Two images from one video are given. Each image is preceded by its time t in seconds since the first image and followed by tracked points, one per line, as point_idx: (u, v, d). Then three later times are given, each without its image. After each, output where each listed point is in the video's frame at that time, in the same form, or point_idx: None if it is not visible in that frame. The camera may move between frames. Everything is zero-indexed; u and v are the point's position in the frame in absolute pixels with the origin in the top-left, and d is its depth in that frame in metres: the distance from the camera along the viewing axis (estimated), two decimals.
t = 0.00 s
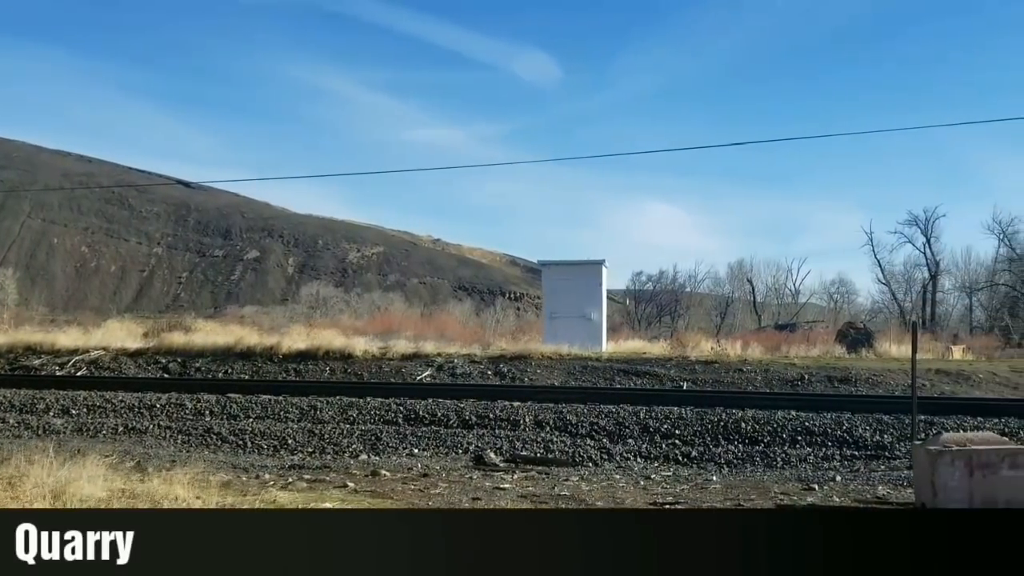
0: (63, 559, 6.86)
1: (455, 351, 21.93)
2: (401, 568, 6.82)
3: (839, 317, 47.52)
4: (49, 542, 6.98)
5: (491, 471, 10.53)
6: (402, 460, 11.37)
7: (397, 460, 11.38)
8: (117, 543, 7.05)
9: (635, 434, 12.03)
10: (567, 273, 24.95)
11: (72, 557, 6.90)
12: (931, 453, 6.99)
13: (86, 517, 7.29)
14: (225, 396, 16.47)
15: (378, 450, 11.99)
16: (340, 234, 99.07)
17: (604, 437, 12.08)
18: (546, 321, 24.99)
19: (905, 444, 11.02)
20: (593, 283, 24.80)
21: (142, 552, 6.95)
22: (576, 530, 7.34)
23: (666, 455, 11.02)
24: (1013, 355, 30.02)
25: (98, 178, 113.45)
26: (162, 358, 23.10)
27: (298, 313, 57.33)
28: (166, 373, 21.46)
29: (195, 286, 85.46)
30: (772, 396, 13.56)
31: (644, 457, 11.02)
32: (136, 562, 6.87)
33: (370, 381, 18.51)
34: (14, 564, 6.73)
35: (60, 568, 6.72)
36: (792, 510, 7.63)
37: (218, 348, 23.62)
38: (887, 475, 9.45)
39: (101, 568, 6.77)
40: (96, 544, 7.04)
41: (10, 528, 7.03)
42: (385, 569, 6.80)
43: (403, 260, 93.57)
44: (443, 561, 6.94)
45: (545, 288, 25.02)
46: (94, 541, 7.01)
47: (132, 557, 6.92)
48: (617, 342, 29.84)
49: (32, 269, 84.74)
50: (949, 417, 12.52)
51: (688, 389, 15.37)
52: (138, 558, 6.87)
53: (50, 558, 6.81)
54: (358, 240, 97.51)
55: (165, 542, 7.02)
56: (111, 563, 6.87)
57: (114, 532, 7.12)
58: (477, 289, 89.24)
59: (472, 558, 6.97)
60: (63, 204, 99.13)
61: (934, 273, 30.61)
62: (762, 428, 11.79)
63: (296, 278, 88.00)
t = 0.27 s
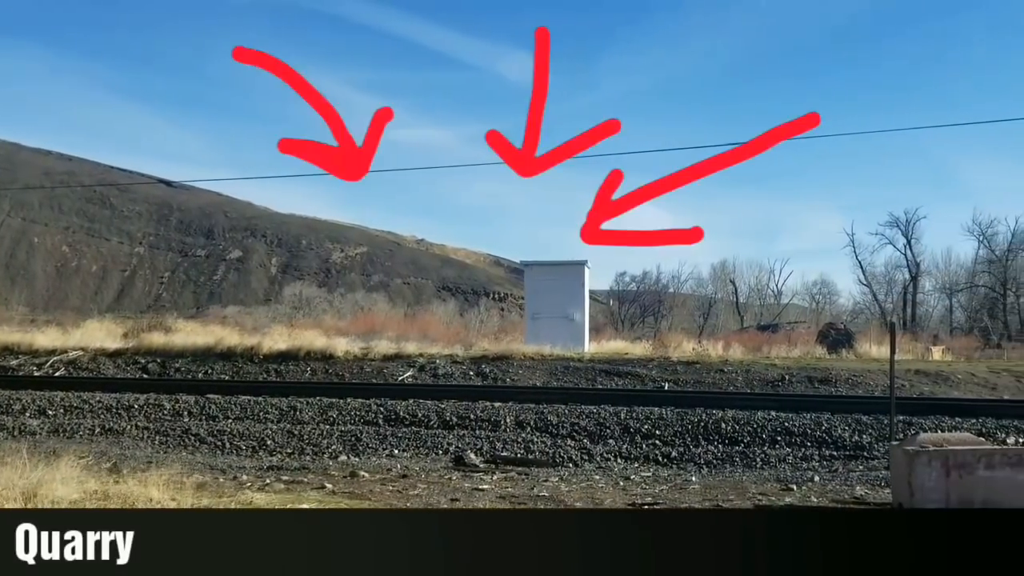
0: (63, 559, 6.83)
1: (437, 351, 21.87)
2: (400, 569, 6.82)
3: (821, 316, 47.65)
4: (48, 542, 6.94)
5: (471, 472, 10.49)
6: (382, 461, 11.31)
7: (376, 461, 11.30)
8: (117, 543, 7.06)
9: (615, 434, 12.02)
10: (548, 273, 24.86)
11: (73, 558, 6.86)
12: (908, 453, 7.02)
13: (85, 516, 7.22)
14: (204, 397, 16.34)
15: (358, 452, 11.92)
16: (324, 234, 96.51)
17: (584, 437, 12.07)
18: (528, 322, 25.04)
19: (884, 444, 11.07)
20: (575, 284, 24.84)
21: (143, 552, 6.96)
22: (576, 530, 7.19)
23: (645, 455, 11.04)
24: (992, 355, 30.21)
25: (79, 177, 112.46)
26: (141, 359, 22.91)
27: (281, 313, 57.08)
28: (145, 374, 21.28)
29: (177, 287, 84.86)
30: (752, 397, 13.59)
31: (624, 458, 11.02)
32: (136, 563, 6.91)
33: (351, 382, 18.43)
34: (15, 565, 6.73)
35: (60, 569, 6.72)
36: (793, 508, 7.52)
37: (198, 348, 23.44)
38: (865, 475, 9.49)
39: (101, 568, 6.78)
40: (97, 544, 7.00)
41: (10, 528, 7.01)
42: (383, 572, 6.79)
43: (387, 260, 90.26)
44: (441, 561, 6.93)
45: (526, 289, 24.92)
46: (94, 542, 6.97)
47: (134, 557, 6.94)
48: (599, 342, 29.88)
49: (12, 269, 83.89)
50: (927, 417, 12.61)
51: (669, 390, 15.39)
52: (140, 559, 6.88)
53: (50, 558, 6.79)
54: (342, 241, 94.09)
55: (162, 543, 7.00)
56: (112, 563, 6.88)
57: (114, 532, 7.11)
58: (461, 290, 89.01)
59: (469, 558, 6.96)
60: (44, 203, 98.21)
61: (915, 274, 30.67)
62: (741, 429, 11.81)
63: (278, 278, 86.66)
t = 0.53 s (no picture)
0: (63, 559, 6.82)
1: (427, 351, 21.84)
2: (401, 568, 6.79)
3: (812, 316, 47.71)
4: (48, 542, 6.92)
5: (461, 472, 10.46)
6: (372, 462, 11.27)
7: (365, 462, 11.25)
8: (117, 543, 7.01)
9: (605, 435, 12.01)
10: (539, 273, 24.86)
11: (73, 557, 6.85)
12: (897, 454, 7.03)
13: (85, 516, 7.19)
14: (193, 397, 16.26)
15: (347, 453, 11.87)
16: (315, 235, 95.59)
17: (574, 438, 12.05)
18: (519, 322, 25.02)
19: (873, 445, 11.09)
20: (565, 283, 24.79)
21: (142, 552, 6.93)
22: (576, 529, 7.19)
23: (634, 456, 11.03)
24: (981, 356, 30.38)
25: (70, 176, 111.96)
26: (130, 359, 22.83)
27: (272, 313, 57.03)
28: (134, 374, 21.20)
29: (167, 286, 84.53)
30: (742, 398, 13.60)
31: (613, 458, 11.01)
32: (136, 563, 6.87)
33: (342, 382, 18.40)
34: (15, 565, 6.70)
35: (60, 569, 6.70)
36: (791, 510, 7.48)
37: (187, 348, 23.35)
38: (853, 476, 9.51)
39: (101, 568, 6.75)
40: (96, 544, 6.97)
41: (9, 528, 6.96)
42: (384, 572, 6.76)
43: (379, 260, 89.25)
44: (441, 559, 6.91)
45: (517, 288, 24.93)
46: (94, 542, 6.95)
47: (134, 557, 6.91)
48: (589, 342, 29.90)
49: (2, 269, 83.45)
50: (915, 417, 12.66)
51: (660, 390, 15.40)
52: (139, 559, 6.85)
53: (50, 558, 6.77)
54: (335, 241, 92.46)
55: (161, 543, 6.98)
56: (112, 563, 6.85)
57: (114, 532, 7.07)
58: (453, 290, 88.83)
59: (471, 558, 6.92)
60: (34, 203, 97.72)
61: (905, 275, 30.69)
62: (731, 429, 11.82)
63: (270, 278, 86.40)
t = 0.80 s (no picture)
0: (63, 559, 6.82)
1: (420, 352, 21.79)
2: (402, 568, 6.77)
3: (806, 316, 47.77)
4: (48, 542, 6.92)
5: (452, 474, 10.43)
6: (364, 463, 11.26)
7: (357, 463, 11.22)
8: (116, 543, 7.01)
9: (597, 435, 12.00)
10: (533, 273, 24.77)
11: (73, 557, 6.85)
12: (887, 455, 7.02)
13: (86, 516, 7.20)
14: (183, 397, 16.20)
15: (339, 453, 11.84)
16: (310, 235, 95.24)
17: (566, 438, 12.03)
18: (512, 322, 25.14)
19: (864, 446, 11.10)
20: (559, 285, 24.78)
21: (141, 552, 6.93)
22: (576, 527, 7.24)
23: (627, 456, 11.02)
24: (973, 357, 30.53)
25: (64, 176, 111.66)
26: (122, 359, 22.78)
27: (265, 314, 57.21)
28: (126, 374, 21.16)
29: (161, 287, 84.31)
30: (734, 398, 13.59)
31: (606, 459, 11.02)
32: (136, 562, 6.85)
33: (335, 383, 18.36)
34: (14, 564, 6.70)
35: (59, 568, 6.69)
36: (786, 510, 7.47)
37: (180, 348, 23.27)
38: (844, 476, 9.51)
39: (100, 568, 6.73)
40: (96, 544, 6.97)
41: (9, 528, 6.97)
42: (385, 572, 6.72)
43: (372, 261, 88.79)
44: (441, 558, 6.91)
45: (511, 290, 24.91)
46: (94, 542, 6.94)
47: (133, 556, 6.91)
48: (583, 342, 29.95)
49: None
50: (907, 417, 12.69)
51: (653, 390, 15.44)
52: (138, 558, 6.85)
53: (50, 558, 6.77)
54: (329, 241, 92.32)
55: (160, 542, 6.96)
56: (111, 563, 6.83)
57: (114, 532, 7.07)
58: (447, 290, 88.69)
59: (471, 557, 6.91)
60: (27, 203, 97.43)
61: (898, 275, 30.72)
62: (723, 430, 11.81)
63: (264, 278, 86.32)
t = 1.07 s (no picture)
0: (63, 559, 6.75)
1: (413, 353, 21.71)
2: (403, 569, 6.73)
3: (800, 315, 47.81)
4: (48, 542, 6.86)
5: (442, 475, 10.39)
6: (355, 463, 11.22)
7: (346, 464, 11.18)
8: (117, 543, 6.97)
9: (589, 435, 11.98)
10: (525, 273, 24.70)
11: (73, 557, 6.78)
12: (877, 455, 6.98)
13: (86, 516, 7.16)
14: (174, 398, 16.11)
15: (329, 454, 11.80)
16: (304, 235, 95.07)
17: (557, 439, 12.00)
18: (506, 323, 25.11)
19: (855, 446, 11.09)
20: (551, 284, 24.73)
21: (142, 552, 6.89)
22: (575, 529, 7.17)
23: (618, 457, 10.99)
24: (966, 357, 30.64)
25: (57, 176, 111.30)
26: (113, 359, 22.69)
27: (259, 314, 57.38)
28: (117, 375, 21.08)
29: (155, 287, 84.07)
30: (725, 398, 13.58)
31: (597, 460, 10.99)
32: (136, 562, 6.80)
33: (327, 384, 18.29)
34: (14, 564, 6.64)
35: (60, 568, 6.62)
36: (776, 512, 7.43)
37: (171, 349, 23.16)
38: (835, 476, 9.52)
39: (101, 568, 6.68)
40: (96, 544, 6.92)
41: (10, 529, 6.92)
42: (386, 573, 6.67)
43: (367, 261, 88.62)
44: (442, 558, 6.86)
45: (504, 290, 24.86)
46: (95, 541, 6.89)
47: (134, 556, 6.86)
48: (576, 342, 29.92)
49: None
50: (898, 418, 12.69)
51: (646, 391, 15.44)
52: (138, 558, 6.80)
53: (50, 558, 6.71)
54: (323, 241, 92.13)
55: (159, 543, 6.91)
56: (111, 563, 6.77)
57: (114, 532, 7.01)
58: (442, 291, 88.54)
59: (471, 558, 6.87)
60: (21, 203, 97.15)
61: (892, 276, 30.72)
62: (715, 430, 11.80)
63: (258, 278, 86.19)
